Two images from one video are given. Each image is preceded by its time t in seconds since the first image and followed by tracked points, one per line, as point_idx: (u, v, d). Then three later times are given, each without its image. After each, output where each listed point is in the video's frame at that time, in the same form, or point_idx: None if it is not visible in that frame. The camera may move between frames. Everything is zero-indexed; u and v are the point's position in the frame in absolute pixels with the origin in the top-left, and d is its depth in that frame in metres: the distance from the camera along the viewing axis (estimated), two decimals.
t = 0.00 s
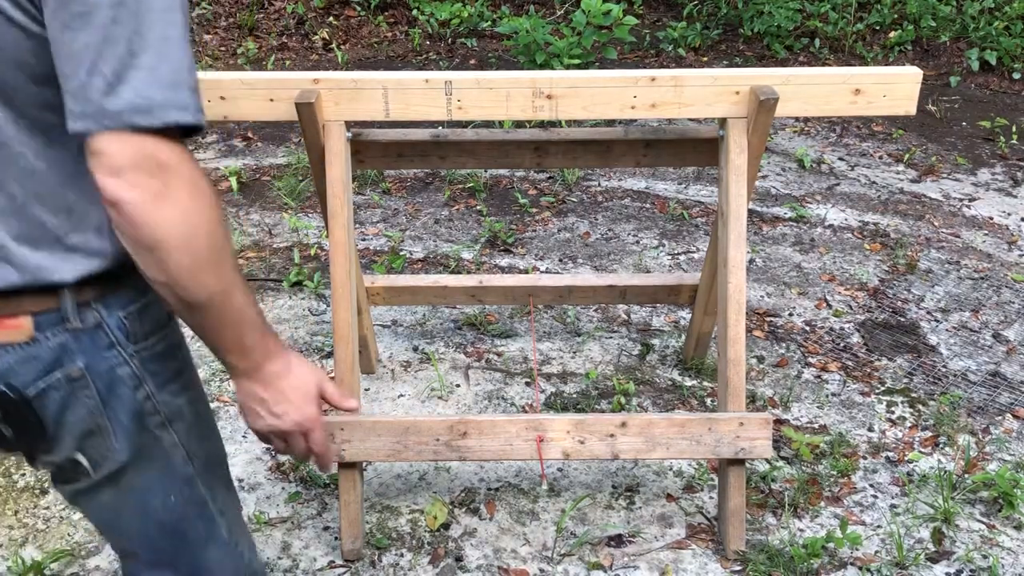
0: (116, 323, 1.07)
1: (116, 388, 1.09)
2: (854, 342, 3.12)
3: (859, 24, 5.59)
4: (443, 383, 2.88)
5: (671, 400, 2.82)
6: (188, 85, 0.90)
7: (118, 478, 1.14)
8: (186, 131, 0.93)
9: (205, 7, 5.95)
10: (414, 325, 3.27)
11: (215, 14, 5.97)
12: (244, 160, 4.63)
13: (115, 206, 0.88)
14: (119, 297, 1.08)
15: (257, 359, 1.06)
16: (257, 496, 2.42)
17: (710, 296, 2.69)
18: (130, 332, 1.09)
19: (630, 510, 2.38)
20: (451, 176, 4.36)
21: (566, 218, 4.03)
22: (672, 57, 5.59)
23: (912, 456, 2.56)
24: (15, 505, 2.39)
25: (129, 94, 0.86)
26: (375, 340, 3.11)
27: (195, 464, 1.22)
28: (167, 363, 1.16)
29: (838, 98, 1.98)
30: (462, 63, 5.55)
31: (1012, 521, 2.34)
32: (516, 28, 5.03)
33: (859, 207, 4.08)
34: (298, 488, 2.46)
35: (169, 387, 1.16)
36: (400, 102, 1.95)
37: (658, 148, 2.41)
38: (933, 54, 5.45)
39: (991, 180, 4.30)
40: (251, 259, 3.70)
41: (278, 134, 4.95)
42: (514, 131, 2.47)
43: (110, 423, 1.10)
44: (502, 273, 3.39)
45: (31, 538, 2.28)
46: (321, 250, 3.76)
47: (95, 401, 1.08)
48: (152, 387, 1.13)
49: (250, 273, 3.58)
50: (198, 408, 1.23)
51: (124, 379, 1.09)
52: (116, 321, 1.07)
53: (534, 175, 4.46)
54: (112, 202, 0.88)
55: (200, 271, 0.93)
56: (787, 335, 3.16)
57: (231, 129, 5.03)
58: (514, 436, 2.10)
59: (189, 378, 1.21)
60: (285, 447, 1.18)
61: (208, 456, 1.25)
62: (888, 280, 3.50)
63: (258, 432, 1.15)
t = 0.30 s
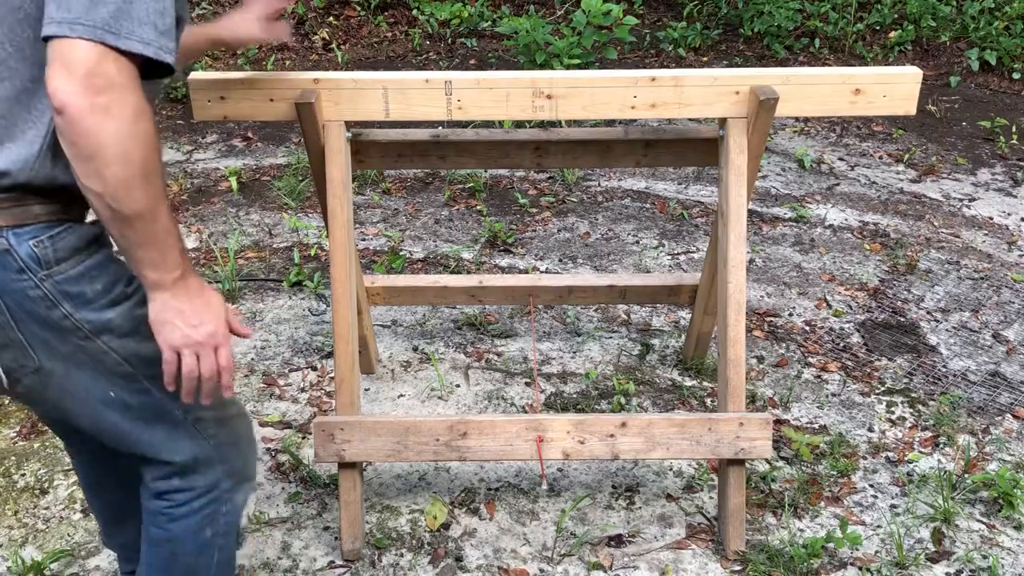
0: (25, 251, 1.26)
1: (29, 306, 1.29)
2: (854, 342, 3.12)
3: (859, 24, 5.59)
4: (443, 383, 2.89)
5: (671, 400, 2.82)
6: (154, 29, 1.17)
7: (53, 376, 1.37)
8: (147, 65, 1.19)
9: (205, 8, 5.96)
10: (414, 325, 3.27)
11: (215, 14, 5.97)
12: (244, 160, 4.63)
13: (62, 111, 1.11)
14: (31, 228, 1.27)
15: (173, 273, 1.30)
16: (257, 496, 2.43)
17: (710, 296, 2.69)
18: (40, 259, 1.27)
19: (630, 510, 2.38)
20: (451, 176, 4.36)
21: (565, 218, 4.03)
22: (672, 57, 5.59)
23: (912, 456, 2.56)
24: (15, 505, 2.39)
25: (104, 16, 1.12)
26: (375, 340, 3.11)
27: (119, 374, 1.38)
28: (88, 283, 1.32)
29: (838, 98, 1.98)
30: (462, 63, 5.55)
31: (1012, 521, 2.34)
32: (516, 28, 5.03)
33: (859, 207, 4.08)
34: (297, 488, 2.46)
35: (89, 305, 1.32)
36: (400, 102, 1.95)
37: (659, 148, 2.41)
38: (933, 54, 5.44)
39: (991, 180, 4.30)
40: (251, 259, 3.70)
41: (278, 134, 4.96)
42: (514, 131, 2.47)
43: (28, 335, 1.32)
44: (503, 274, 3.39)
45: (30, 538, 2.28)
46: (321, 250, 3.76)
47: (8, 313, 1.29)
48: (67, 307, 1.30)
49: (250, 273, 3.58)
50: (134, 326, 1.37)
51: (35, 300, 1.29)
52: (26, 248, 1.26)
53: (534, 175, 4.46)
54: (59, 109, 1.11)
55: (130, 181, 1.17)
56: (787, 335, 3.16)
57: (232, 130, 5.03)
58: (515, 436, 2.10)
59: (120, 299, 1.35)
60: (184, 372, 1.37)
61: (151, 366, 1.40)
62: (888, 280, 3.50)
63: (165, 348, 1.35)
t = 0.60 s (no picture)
0: (10, 257, 1.30)
1: (9, 308, 1.32)
2: (854, 342, 3.12)
3: (859, 24, 5.59)
4: (443, 383, 2.88)
5: (671, 400, 2.82)
6: (192, 100, 1.23)
7: (32, 369, 1.40)
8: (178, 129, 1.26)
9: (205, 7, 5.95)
10: (414, 325, 3.27)
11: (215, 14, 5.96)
12: (244, 160, 4.63)
13: (103, 169, 1.18)
14: (18, 235, 1.31)
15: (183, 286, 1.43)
16: (257, 496, 2.42)
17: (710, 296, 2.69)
18: (23, 264, 1.31)
19: (630, 510, 2.38)
20: (450, 176, 4.36)
21: (565, 218, 4.03)
22: (673, 57, 5.59)
23: (912, 456, 2.56)
24: (15, 505, 2.39)
25: (149, 84, 1.18)
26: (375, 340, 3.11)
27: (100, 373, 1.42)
28: (68, 290, 1.35)
29: (837, 98, 1.98)
30: (462, 63, 5.55)
31: (1012, 521, 2.34)
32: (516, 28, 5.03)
33: (859, 207, 4.08)
34: (298, 488, 2.46)
35: (66, 311, 1.36)
36: (400, 102, 1.95)
37: (659, 148, 2.41)
38: (933, 54, 5.44)
39: (991, 180, 4.30)
40: (251, 259, 3.70)
41: (278, 134, 4.95)
42: (514, 131, 2.47)
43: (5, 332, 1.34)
44: (503, 274, 3.39)
45: (30, 538, 2.28)
46: (321, 250, 3.76)
47: None
48: (46, 310, 1.34)
49: (250, 273, 3.58)
50: (111, 332, 1.40)
51: (15, 303, 1.32)
52: (11, 254, 1.30)
53: (534, 175, 4.46)
54: (99, 166, 1.18)
55: (159, 227, 1.27)
56: (787, 335, 3.16)
57: (232, 129, 5.03)
58: (514, 436, 2.10)
59: (98, 307, 1.39)
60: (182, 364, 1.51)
61: (127, 367, 1.44)
62: (888, 280, 3.50)
63: (169, 342, 1.49)
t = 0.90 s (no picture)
0: (49, 327, 1.32)
1: (57, 374, 1.36)
2: (854, 342, 3.12)
3: (859, 24, 5.59)
4: (443, 383, 2.89)
5: (671, 400, 2.82)
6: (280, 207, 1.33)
7: (101, 421, 1.43)
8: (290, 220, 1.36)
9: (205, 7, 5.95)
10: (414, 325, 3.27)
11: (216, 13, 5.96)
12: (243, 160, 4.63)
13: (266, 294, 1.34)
14: (59, 309, 1.34)
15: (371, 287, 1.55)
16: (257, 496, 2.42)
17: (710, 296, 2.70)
18: (62, 330, 1.33)
19: (630, 510, 2.38)
20: (450, 176, 4.36)
21: (565, 218, 4.03)
22: (672, 57, 5.59)
23: (912, 456, 2.56)
24: (15, 505, 2.39)
25: (241, 205, 1.28)
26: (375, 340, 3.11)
27: (158, 406, 1.43)
28: (105, 344, 1.38)
29: (837, 98, 1.98)
30: (461, 63, 5.55)
31: (1012, 522, 2.34)
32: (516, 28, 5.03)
33: (859, 207, 4.08)
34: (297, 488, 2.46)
35: (109, 364, 1.38)
36: (400, 102, 1.95)
37: (658, 147, 2.41)
38: (933, 54, 5.45)
39: (991, 180, 4.30)
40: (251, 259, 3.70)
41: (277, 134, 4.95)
42: (514, 131, 2.47)
43: (64, 396, 1.39)
44: (502, 274, 3.39)
45: (30, 538, 2.28)
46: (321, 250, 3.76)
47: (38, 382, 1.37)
48: (90, 367, 1.37)
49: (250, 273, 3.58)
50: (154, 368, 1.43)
51: (61, 368, 1.36)
52: (50, 326, 1.33)
53: (534, 175, 4.46)
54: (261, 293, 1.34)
55: (321, 291, 1.42)
56: (787, 335, 3.16)
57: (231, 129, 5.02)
58: (514, 436, 2.10)
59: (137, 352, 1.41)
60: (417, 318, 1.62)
61: (179, 395, 1.44)
62: (888, 280, 3.50)
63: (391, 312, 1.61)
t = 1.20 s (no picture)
0: (135, 432, 1.45)
1: (153, 469, 1.49)
2: (854, 342, 3.12)
3: (859, 24, 5.59)
4: (443, 383, 2.89)
5: (671, 400, 2.82)
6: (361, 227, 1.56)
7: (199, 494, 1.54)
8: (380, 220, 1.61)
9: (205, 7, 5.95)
10: (414, 325, 3.27)
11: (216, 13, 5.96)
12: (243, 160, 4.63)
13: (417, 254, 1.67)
14: (140, 413, 1.46)
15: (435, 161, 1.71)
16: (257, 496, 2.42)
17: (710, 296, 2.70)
18: (144, 429, 1.46)
19: (630, 510, 2.38)
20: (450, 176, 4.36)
21: (566, 218, 4.03)
22: (672, 57, 5.59)
23: (912, 456, 2.56)
24: (15, 505, 2.39)
25: (337, 253, 1.54)
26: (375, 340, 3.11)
27: (245, 458, 1.54)
28: (183, 427, 1.49)
29: (838, 99, 1.98)
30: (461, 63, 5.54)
31: (1012, 521, 2.34)
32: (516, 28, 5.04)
33: (859, 207, 4.08)
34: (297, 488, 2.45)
35: (190, 445, 1.50)
36: (400, 102, 1.95)
37: (658, 147, 2.41)
38: (933, 54, 5.45)
39: (991, 180, 4.30)
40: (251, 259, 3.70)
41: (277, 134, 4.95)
42: (514, 131, 2.47)
43: (165, 484, 1.51)
44: (502, 274, 3.39)
45: (30, 538, 2.28)
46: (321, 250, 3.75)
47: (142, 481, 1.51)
48: (179, 452, 1.49)
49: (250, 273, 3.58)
50: (235, 431, 1.54)
51: (153, 464, 1.49)
52: (134, 431, 1.45)
53: (534, 175, 4.46)
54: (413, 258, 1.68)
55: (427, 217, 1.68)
56: (787, 335, 3.16)
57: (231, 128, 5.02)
58: (514, 436, 2.10)
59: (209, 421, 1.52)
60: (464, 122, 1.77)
61: (261, 446, 1.55)
62: (888, 280, 3.49)
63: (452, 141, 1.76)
